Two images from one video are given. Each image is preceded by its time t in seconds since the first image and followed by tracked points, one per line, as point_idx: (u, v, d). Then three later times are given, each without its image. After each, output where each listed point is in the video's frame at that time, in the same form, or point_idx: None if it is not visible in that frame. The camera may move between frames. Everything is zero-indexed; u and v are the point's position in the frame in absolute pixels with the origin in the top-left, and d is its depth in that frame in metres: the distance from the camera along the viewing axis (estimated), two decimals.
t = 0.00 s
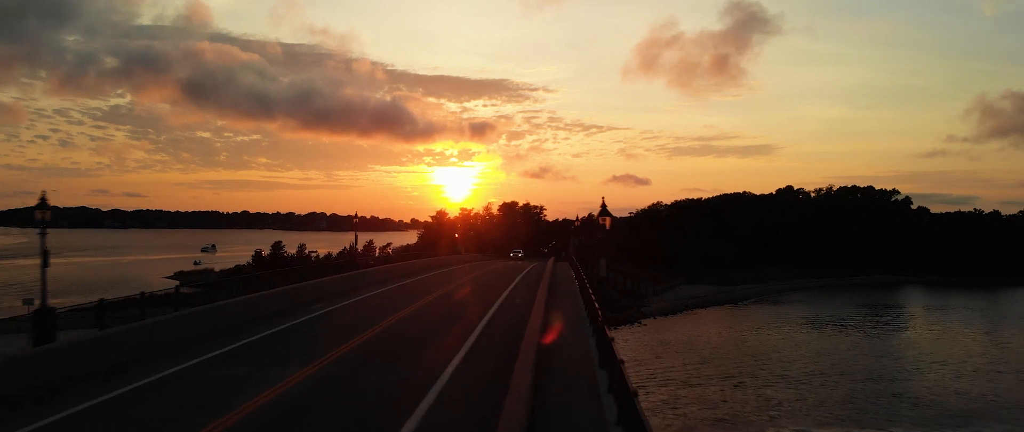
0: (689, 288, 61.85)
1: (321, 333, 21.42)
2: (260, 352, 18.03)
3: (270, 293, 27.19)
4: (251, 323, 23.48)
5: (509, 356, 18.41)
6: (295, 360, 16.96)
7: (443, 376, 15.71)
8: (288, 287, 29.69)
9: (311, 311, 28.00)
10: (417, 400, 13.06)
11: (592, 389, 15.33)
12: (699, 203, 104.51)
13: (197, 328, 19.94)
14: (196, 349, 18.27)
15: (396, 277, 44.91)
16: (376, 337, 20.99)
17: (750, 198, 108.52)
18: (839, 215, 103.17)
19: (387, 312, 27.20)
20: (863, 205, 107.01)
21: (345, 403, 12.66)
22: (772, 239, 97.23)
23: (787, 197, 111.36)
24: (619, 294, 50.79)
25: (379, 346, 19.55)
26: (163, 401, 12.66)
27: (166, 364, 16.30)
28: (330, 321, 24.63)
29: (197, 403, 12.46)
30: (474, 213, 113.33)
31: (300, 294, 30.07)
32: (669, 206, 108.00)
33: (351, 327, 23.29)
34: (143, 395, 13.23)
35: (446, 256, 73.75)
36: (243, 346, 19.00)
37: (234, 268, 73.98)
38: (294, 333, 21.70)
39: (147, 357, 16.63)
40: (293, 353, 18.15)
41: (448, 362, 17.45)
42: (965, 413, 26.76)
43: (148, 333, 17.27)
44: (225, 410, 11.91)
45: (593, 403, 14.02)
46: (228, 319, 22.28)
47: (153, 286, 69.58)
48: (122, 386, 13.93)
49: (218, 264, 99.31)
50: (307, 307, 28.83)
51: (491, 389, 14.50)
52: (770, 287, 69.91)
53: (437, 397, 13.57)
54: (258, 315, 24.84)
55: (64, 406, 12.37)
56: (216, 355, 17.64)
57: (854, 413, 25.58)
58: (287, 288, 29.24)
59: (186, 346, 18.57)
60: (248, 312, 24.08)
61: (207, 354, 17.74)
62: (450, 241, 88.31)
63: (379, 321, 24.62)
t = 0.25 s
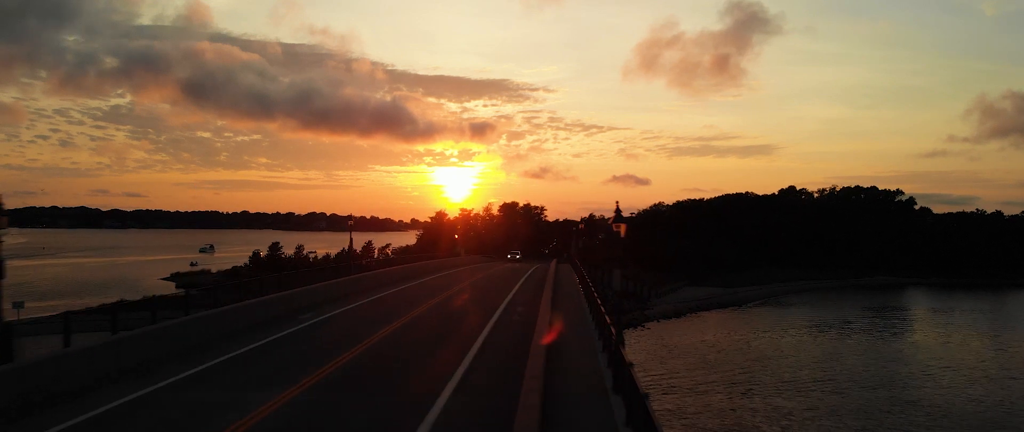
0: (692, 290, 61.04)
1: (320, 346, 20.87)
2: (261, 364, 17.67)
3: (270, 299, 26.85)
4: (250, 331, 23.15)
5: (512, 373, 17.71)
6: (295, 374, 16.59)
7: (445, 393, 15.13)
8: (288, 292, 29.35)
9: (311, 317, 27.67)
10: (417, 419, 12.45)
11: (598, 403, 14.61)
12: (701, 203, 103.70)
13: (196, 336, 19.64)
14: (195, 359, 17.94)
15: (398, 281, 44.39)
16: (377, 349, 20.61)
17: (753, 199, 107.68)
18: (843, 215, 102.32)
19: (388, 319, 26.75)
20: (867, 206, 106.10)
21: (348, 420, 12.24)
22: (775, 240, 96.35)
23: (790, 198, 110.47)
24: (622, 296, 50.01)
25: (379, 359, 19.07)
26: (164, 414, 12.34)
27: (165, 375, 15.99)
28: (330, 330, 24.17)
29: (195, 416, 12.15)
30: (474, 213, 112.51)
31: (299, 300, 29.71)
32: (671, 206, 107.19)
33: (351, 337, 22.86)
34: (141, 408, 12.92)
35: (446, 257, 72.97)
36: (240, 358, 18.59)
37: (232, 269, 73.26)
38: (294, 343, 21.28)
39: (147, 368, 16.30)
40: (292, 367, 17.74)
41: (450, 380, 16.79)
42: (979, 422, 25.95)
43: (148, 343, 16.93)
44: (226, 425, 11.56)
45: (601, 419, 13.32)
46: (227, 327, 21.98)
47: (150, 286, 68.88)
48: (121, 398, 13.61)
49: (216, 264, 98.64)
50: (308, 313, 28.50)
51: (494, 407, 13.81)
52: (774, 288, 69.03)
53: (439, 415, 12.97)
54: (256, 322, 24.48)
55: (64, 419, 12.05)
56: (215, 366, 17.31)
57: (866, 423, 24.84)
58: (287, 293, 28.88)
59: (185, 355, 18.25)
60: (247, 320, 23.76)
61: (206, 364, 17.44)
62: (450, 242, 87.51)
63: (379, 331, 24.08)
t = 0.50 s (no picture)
0: (695, 292, 60.08)
1: (323, 351, 20.29)
2: (269, 371, 17.12)
3: (274, 303, 26.17)
4: (254, 336, 22.48)
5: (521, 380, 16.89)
6: (301, 381, 15.91)
7: (453, 402, 14.39)
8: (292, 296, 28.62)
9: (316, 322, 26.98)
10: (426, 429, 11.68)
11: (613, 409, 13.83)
12: (703, 204, 102.71)
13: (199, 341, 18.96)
14: (200, 365, 17.30)
15: (400, 284, 43.57)
16: (383, 353, 19.90)
17: (755, 199, 106.69)
18: (846, 216, 101.38)
19: (392, 324, 26.00)
20: (870, 206, 105.11)
21: None
22: (778, 241, 95.39)
23: (792, 198, 109.49)
24: (624, 299, 49.10)
25: (385, 366, 18.30)
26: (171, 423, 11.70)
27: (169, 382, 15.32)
28: (332, 335, 23.40)
29: (203, 424, 11.53)
30: (474, 214, 111.55)
31: (303, 304, 29.04)
32: (673, 206, 106.21)
33: (354, 341, 22.11)
34: (144, 414, 12.25)
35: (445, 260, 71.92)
36: (241, 365, 17.84)
37: (229, 271, 72.32)
38: (296, 349, 20.54)
39: (152, 374, 15.70)
40: (297, 374, 17.06)
41: (456, 387, 16.02)
42: None
43: (154, 348, 16.37)
44: None
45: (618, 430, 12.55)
46: (231, 332, 21.31)
47: (146, 288, 67.92)
48: (129, 405, 13.07)
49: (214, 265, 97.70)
50: (312, 318, 27.83)
51: (506, 417, 12.99)
52: (777, 290, 68.03)
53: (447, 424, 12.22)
54: (260, 327, 23.83)
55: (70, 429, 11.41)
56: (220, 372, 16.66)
57: None
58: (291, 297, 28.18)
59: (190, 360, 17.70)
60: (251, 325, 23.08)
61: (211, 371, 16.76)
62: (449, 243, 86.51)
63: (381, 336, 23.26)
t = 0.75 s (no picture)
0: (699, 294, 59.25)
1: (328, 357, 19.80)
2: (273, 378, 16.73)
3: (275, 308, 25.58)
4: (254, 343, 21.85)
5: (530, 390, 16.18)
6: (302, 392, 15.21)
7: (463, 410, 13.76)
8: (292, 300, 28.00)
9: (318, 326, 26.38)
10: None
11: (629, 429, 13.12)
12: (705, 204, 101.88)
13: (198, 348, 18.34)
14: (204, 373, 16.99)
15: (400, 287, 42.76)
16: (385, 362, 19.17)
17: (758, 199, 105.85)
18: (849, 216, 100.56)
19: (394, 331, 25.25)
20: (873, 206, 104.27)
21: None
22: (781, 242, 94.59)
23: (795, 198, 108.63)
24: (627, 301, 48.33)
25: (387, 376, 17.52)
26: None
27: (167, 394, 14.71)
28: (331, 342, 22.61)
29: None
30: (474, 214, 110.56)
31: (305, 308, 28.43)
32: (675, 206, 105.36)
33: (354, 349, 21.32)
34: (141, 431, 11.64)
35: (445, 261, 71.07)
36: (238, 374, 17.06)
37: (225, 272, 71.37)
38: (294, 357, 19.76)
39: (153, 384, 15.38)
40: (302, 381, 16.68)
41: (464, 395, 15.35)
42: None
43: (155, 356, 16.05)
44: None
45: None
46: (231, 338, 20.69)
47: (141, 290, 66.98)
48: (129, 417, 12.76)
49: (211, 265, 96.73)
50: (314, 322, 27.23)
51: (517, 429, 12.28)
52: (781, 292, 67.24)
53: None
54: (260, 332, 23.22)
55: None
56: (220, 383, 16.03)
57: None
58: (292, 302, 27.55)
59: (193, 368, 17.39)
60: (252, 330, 22.48)
61: (215, 380, 16.35)
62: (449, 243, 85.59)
63: (381, 344, 22.40)
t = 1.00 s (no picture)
0: (703, 297, 58.17)
1: (329, 365, 19.01)
2: (271, 387, 16.04)
3: (279, 313, 24.88)
4: (256, 349, 21.24)
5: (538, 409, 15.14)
6: (302, 402, 14.53)
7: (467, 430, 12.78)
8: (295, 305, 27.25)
9: (323, 332, 25.70)
10: None
11: None
12: (708, 205, 100.92)
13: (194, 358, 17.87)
14: (202, 383, 16.43)
15: (403, 291, 41.90)
16: (389, 371, 18.47)
17: (761, 200, 104.79)
18: (854, 216, 99.42)
19: (398, 338, 24.43)
20: (879, 207, 103.07)
21: None
22: (785, 243, 93.55)
23: (798, 199, 107.54)
24: (631, 305, 47.28)
25: (390, 386, 16.69)
26: None
27: (162, 406, 14.16)
28: (336, 349, 21.82)
29: None
30: (475, 215, 109.41)
31: (309, 312, 27.68)
32: (677, 207, 104.30)
33: (356, 356, 20.51)
34: None
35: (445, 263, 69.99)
36: (237, 384, 16.42)
37: (222, 274, 70.30)
38: (297, 364, 19.02)
39: (145, 398, 14.86)
40: (303, 390, 15.96)
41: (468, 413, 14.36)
42: None
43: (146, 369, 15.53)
44: None
45: None
46: (230, 347, 20.09)
47: (136, 291, 65.92)
48: None
49: (208, 267, 95.66)
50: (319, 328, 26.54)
51: None
52: (786, 295, 66.13)
53: None
54: (262, 339, 22.54)
55: None
56: (218, 394, 15.38)
57: None
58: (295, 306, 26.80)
59: (190, 380, 16.82)
60: (253, 338, 21.86)
61: (211, 389, 15.79)
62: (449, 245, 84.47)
63: (382, 352, 21.51)
